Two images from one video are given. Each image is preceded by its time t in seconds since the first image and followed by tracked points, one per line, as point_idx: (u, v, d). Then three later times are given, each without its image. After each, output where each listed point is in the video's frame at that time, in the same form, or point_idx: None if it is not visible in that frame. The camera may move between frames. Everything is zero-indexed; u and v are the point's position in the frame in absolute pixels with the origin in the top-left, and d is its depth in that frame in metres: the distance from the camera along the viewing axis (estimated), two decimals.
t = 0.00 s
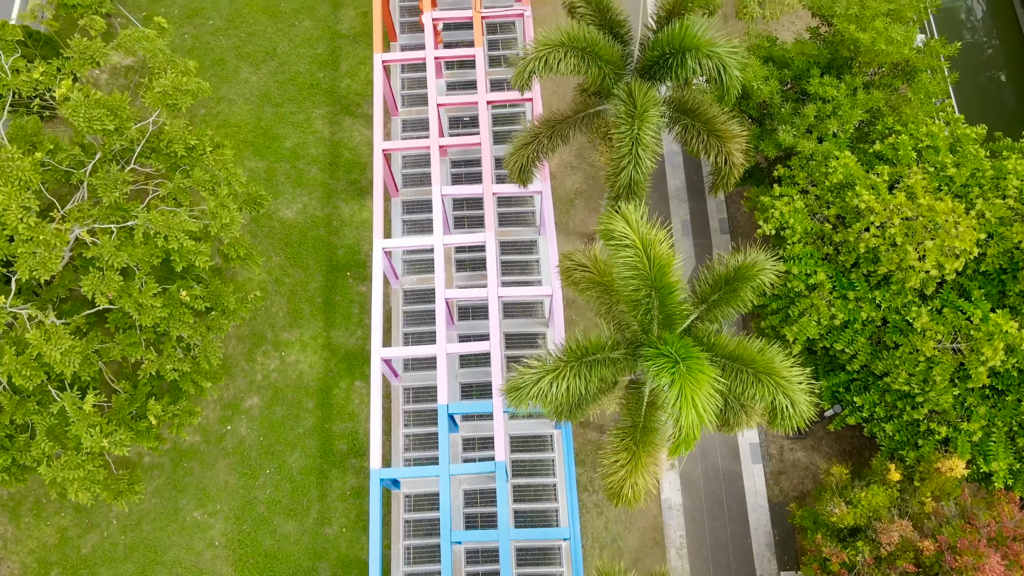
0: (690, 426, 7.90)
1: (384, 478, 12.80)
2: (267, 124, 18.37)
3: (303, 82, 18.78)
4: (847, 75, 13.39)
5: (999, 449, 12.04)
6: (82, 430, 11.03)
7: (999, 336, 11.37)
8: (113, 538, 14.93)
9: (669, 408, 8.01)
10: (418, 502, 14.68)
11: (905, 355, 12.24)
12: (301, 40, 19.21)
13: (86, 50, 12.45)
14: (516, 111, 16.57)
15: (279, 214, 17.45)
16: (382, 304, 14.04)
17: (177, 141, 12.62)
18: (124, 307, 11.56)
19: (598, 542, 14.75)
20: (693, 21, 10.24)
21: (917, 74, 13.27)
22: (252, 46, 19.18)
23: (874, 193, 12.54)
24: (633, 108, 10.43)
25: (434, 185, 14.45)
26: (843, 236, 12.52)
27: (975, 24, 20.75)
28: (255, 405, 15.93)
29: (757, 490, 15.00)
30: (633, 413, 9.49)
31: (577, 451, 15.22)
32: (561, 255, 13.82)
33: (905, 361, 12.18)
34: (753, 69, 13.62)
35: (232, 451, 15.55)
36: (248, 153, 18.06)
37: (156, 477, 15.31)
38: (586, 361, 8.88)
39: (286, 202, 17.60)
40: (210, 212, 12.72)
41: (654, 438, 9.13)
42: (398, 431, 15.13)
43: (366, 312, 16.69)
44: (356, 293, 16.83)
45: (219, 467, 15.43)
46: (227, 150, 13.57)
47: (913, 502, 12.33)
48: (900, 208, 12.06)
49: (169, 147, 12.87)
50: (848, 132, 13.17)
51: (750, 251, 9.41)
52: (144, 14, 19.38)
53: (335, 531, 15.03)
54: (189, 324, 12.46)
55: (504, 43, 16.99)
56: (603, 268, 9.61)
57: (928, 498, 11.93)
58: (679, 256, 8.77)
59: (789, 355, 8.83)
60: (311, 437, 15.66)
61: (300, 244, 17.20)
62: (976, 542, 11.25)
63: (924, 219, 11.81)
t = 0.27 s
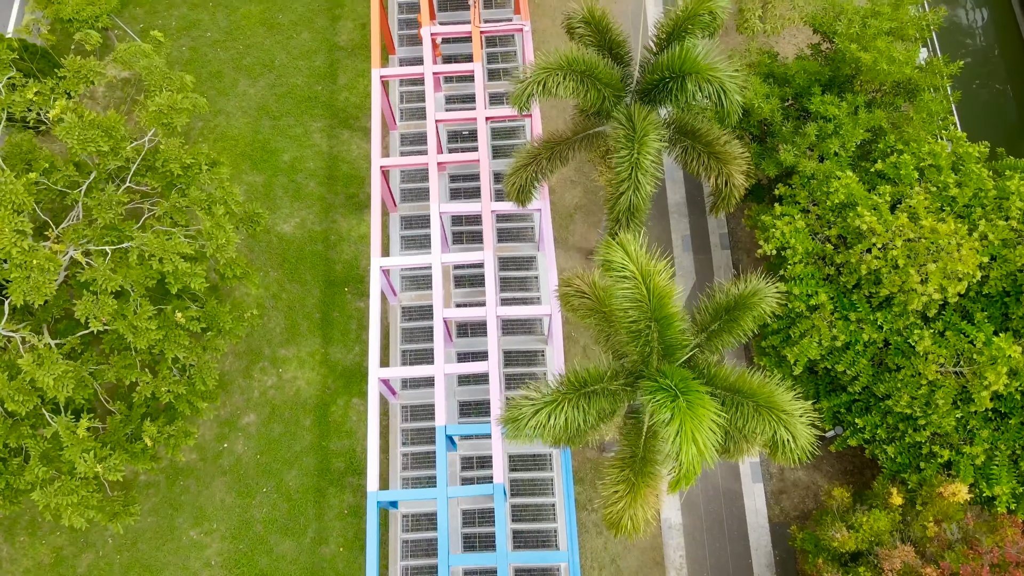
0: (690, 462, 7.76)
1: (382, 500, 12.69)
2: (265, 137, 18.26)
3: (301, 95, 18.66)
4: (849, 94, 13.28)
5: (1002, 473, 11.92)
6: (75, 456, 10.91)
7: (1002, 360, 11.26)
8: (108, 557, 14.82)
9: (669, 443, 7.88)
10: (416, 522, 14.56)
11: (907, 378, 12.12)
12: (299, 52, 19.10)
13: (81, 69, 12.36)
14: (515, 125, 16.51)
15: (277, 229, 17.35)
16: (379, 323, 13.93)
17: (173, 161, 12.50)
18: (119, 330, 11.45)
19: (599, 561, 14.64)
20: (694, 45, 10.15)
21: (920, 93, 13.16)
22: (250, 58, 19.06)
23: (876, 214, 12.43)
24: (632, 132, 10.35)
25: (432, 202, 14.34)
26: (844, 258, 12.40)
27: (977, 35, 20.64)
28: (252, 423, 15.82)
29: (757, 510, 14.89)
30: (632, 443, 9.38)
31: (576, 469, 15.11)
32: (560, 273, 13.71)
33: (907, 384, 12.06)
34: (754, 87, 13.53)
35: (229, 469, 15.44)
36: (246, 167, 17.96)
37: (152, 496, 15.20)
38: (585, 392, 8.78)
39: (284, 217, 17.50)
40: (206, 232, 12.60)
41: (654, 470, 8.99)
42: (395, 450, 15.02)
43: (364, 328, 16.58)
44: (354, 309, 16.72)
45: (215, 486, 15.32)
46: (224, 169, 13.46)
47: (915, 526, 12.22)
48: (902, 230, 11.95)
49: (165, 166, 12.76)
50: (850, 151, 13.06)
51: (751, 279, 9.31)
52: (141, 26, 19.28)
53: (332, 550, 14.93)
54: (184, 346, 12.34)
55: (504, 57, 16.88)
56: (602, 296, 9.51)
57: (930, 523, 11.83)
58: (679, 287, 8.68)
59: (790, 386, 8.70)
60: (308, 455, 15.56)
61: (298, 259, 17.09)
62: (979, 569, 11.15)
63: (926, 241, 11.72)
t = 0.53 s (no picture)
0: (690, 499, 7.62)
1: (379, 523, 12.57)
2: (263, 150, 18.15)
3: (299, 108, 18.55)
4: (851, 112, 13.15)
5: (1006, 498, 11.79)
6: (69, 481, 10.80)
7: (1006, 385, 11.13)
8: None
9: (669, 479, 7.75)
10: (413, 542, 14.43)
11: (910, 401, 11.99)
12: (298, 65, 18.99)
13: (75, 88, 12.36)
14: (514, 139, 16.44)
15: (275, 244, 17.25)
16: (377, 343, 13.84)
17: (168, 182, 12.39)
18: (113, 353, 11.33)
19: None
20: (695, 68, 10.04)
21: (922, 111, 13.03)
22: (248, 70, 18.96)
23: (878, 235, 12.31)
24: (632, 155, 10.25)
25: (430, 220, 14.25)
26: (846, 279, 12.28)
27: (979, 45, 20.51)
28: (249, 440, 15.71)
29: (758, 529, 14.77)
30: (632, 474, 9.26)
31: (575, 488, 14.98)
32: (559, 292, 13.59)
33: (910, 408, 11.94)
34: (754, 105, 13.43)
35: (225, 487, 15.32)
36: (243, 180, 17.86)
37: (148, 514, 15.09)
38: (584, 424, 8.68)
39: (282, 231, 17.40)
40: (202, 252, 12.49)
41: (654, 503, 8.86)
42: (393, 469, 14.91)
43: (362, 345, 16.47)
44: (351, 325, 16.62)
45: (212, 504, 15.20)
46: (220, 188, 13.35)
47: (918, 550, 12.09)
48: (905, 251, 11.83)
49: (160, 186, 12.65)
50: (852, 170, 12.94)
51: (752, 306, 9.19)
52: (139, 38, 19.19)
53: (329, 570, 14.83)
54: (180, 368, 12.21)
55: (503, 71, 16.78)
56: (601, 324, 9.39)
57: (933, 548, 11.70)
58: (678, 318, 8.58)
59: (792, 418, 8.58)
60: (305, 473, 15.44)
61: (295, 274, 16.98)
62: None
63: (929, 264, 11.60)
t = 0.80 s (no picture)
0: (692, 539, 7.47)
1: (377, 547, 12.46)
2: (260, 164, 18.02)
3: (297, 121, 18.42)
4: (854, 131, 13.03)
5: (1011, 523, 11.62)
6: (62, 508, 10.67)
7: (1011, 411, 10.98)
8: None
9: (670, 518, 7.61)
10: (412, 563, 14.31)
11: (913, 425, 11.85)
12: (296, 77, 18.87)
13: (70, 109, 12.20)
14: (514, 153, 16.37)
15: (272, 259, 17.13)
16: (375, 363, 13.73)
17: (164, 203, 12.25)
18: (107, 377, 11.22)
19: None
20: (696, 92, 9.91)
21: (926, 130, 12.90)
22: (245, 83, 18.85)
23: (881, 256, 12.17)
24: (632, 180, 10.14)
25: (429, 239, 14.14)
26: (849, 301, 12.14)
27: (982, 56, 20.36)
28: (246, 458, 15.58)
29: (760, 550, 14.62)
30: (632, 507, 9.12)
31: (575, 508, 14.83)
32: (559, 312, 13.47)
33: (913, 432, 11.79)
34: (756, 124, 13.31)
35: (222, 506, 15.19)
36: (241, 195, 17.74)
37: (144, 534, 14.97)
38: (584, 458, 8.55)
39: (280, 246, 17.28)
40: (198, 274, 12.37)
41: (655, 538, 8.71)
42: (391, 489, 14.77)
43: (360, 362, 16.34)
44: (350, 341, 16.49)
45: (208, 524, 15.08)
46: (216, 208, 13.22)
47: None
48: (908, 274, 11.70)
49: (156, 206, 12.53)
50: (854, 189, 12.82)
51: (754, 337, 9.08)
52: (136, 51, 19.11)
53: None
54: (175, 391, 12.08)
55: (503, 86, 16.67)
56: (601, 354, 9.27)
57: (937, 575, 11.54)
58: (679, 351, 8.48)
59: (795, 453, 8.45)
60: (303, 492, 15.31)
61: (293, 290, 16.86)
62: None
63: (933, 287, 11.47)
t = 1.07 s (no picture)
0: None
1: (373, 572, 12.37)
2: (257, 179, 17.89)
3: (294, 136, 18.29)
4: (856, 151, 12.90)
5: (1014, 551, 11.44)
6: (54, 538, 10.56)
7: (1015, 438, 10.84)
8: None
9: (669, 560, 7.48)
10: None
11: (915, 451, 11.71)
12: (293, 91, 18.75)
13: (64, 131, 12.15)
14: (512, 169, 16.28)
15: (269, 276, 17.02)
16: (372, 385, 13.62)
17: (159, 226, 12.12)
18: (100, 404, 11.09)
19: None
20: (696, 119, 9.79)
21: (928, 151, 12.78)
22: (242, 97, 18.73)
23: (883, 280, 12.05)
24: (632, 207, 10.02)
25: (426, 259, 14.03)
26: (851, 326, 12.01)
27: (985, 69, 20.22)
28: (242, 478, 15.45)
29: (760, 572, 14.45)
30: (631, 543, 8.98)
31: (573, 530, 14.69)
32: (558, 334, 13.34)
33: (915, 458, 11.65)
34: (757, 144, 13.19)
35: (218, 527, 15.08)
36: (237, 211, 17.61)
37: (139, 555, 14.85)
38: (582, 495, 8.43)
39: (277, 263, 17.17)
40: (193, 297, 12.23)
41: None
42: (388, 510, 14.65)
43: (357, 380, 16.22)
44: (347, 359, 16.37)
45: (204, 545, 14.96)
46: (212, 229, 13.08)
47: None
48: (910, 298, 11.59)
49: (150, 228, 12.41)
50: (856, 211, 12.71)
51: (755, 369, 8.97)
52: (132, 64, 19.00)
53: None
54: (170, 417, 11.96)
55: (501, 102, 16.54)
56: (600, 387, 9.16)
57: None
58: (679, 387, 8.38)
59: (797, 491, 8.33)
60: (299, 513, 15.18)
61: (290, 308, 16.75)
62: None
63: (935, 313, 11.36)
